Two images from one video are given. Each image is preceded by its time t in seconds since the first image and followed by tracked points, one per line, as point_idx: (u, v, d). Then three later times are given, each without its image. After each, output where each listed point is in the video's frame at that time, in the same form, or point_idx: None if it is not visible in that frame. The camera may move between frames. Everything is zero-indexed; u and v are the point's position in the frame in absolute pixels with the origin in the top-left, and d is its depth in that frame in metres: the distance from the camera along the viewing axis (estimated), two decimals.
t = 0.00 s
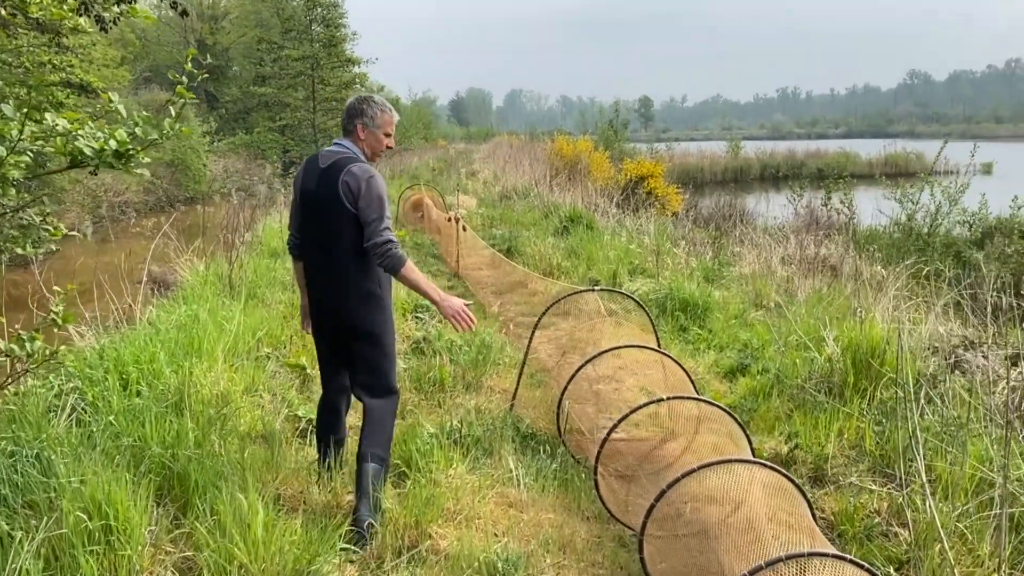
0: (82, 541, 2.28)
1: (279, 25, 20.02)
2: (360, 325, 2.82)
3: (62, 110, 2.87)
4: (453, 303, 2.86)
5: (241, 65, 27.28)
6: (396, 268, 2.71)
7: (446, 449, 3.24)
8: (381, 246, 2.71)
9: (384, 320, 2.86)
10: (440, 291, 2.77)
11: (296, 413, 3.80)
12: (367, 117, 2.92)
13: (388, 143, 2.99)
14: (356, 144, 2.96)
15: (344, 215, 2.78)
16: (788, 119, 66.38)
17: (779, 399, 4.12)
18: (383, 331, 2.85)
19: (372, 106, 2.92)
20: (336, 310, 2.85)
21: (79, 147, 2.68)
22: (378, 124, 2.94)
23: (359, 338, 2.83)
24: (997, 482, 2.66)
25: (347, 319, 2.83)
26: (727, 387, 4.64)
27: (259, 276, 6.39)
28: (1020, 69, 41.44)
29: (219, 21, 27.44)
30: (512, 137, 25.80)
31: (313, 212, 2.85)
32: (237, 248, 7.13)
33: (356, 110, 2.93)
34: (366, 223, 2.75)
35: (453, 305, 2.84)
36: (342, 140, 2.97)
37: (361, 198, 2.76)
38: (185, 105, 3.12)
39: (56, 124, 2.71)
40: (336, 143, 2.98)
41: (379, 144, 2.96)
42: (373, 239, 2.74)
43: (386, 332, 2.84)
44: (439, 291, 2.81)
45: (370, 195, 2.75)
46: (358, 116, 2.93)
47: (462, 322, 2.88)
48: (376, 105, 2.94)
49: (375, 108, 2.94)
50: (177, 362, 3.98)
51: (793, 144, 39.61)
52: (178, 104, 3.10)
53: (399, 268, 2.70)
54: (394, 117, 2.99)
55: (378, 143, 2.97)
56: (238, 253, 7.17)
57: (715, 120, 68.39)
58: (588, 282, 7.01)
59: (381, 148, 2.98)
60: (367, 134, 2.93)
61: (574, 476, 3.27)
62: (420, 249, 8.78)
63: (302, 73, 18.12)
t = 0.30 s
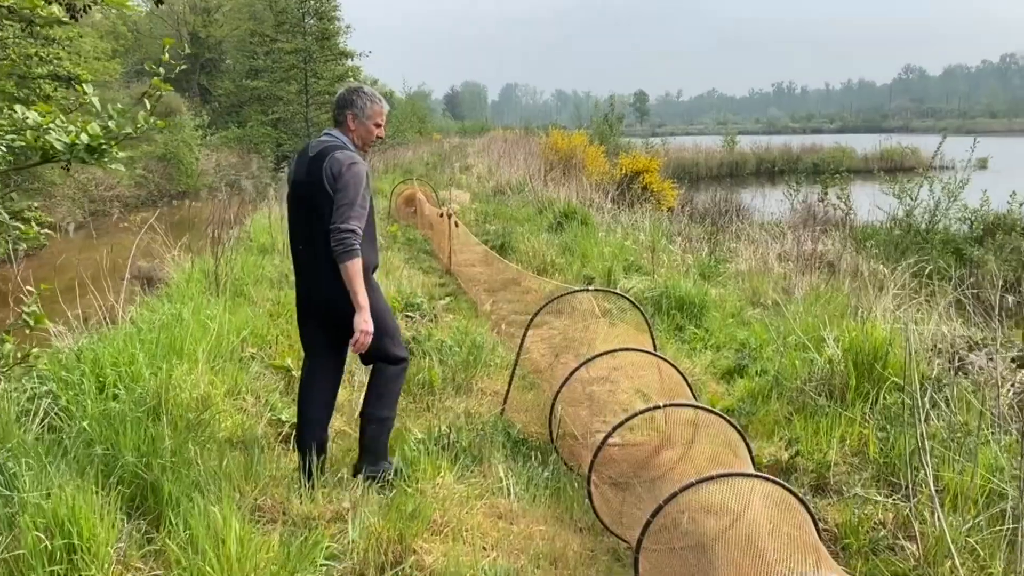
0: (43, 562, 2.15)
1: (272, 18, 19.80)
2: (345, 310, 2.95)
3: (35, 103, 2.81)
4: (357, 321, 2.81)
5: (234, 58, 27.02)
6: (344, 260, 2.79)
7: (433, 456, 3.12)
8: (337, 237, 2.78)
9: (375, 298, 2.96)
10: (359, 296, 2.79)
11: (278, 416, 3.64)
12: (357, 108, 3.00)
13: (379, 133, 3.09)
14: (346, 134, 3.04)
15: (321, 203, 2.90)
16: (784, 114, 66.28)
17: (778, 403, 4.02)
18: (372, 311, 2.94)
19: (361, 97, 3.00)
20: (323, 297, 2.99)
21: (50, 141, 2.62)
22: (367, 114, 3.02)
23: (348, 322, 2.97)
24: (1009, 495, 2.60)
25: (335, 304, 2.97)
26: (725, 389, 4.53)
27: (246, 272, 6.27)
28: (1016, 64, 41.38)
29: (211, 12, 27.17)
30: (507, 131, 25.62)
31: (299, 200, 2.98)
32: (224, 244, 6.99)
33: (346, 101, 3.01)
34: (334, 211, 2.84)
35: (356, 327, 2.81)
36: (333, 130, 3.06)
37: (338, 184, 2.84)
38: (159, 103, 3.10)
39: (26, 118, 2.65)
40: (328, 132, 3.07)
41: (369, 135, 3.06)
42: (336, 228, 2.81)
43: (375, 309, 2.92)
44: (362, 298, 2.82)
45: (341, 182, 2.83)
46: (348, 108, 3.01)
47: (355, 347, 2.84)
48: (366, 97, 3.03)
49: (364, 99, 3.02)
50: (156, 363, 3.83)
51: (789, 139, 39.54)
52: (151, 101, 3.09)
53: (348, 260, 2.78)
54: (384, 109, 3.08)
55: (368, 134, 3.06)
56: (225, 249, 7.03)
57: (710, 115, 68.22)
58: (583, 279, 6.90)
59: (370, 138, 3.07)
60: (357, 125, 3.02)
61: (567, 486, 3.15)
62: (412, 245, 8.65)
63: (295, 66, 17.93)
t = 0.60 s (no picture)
0: None
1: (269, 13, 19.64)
2: (359, 316, 2.89)
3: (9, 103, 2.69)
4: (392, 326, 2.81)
5: (231, 52, 26.84)
6: (369, 268, 2.73)
7: (423, 468, 3.00)
8: (359, 244, 2.73)
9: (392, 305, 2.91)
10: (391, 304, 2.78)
11: (265, 424, 3.52)
12: (380, 116, 2.90)
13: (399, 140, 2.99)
14: (366, 140, 2.95)
15: (337, 208, 2.82)
16: (784, 109, 66.11)
17: (780, 413, 3.91)
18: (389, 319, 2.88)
19: (384, 105, 2.90)
20: (338, 303, 2.92)
21: (23, 142, 2.51)
22: (390, 121, 2.93)
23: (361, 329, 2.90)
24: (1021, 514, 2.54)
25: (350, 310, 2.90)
26: (726, 396, 4.42)
27: (237, 272, 6.15)
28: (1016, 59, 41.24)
29: (208, 6, 26.99)
30: (506, 126, 25.49)
31: (315, 202, 2.91)
32: (216, 242, 6.87)
33: (368, 107, 2.90)
34: (353, 217, 2.78)
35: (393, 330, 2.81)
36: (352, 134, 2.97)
37: (356, 190, 2.77)
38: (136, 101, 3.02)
39: None
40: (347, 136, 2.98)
41: (390, 142, 2.96)
42: (357, 234, 2.75)
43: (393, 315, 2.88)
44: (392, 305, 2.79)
45: (360, 188, 2.77)
46: (371, 115, 2.90)
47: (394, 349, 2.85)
48: (388, 103, 2.92)
49: (386, 105, 2.92)
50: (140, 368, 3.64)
51: (789, 134, 39.41)
52: (128, 100, 3.02)
53: (372, 268, 2.72)
54: (405, 115, 2.98)
55: (388, 140, 2.96)
56: (217, 248, 6.92)
57: (710, 110, 68.02)
58: (580, 279, 6.78)
59: (390, 145, 2.97)
60: (380, 132, 2.93)
61: (561, 502, 3.04)
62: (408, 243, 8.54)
63: (292, 62, 17.79)
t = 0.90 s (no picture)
0: None
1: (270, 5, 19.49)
2: (384, 308, 2.94)
3: None
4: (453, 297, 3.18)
5: (233, 47, 26.70)
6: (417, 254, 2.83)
7: (419, 473, 2.91)
8: (404, 233, 2.82)
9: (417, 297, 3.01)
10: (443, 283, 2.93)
11: (258, 425, 3.43)
12: (399, 100, 2.94)
13: (420, 122, 3.05)
14: (388, 126, 3.00)
15: (369, 198, 2.89)
16: (787, 104, 65.79)
17: (786, 414, 3.83)
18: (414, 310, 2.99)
19: (403, 89, 2.95)
20: (364, 293, 2.99)
21: (6, 136, 2.42)
22: (407, 104, 2.97)
23: (383, 322, 2.95)
24: None
25: (376, 301, 2.95)
26: (731, 396, 4.34)
27: (235, 268, 6.07)
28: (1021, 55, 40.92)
29: None
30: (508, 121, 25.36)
31: (342, 194, 2.97)
32: (214, 238, 6.78)
33: (384, 93, 2.94)
34: (389, 207, 2.84)
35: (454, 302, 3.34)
36: (372, 122, 3.01)
37: (383, 181, 2.85)
38: (124, 94, 2.93)
39: None
40: (367, 123, 3.03)
41: (411, 126, 3.02)
42: (396, 222, 2.84)
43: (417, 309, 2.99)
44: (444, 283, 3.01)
45: (394, 178, 2.84)
46: (391, 101, 2.94)
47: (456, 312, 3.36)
48: (405, 86, 2.96)
49: (403, 88, 2.96)
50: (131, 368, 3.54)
51: (793, 129, 39.23)
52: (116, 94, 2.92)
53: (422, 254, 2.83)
54: (423, 95, 3.03)
55: (409, 123, 3.01)
56: (215, 244, 6.84)
57: (713, 104, 67.77)
58: (582, 276, 6.68)
59: (412, 128, 3.02)
60: (399, 116, 2.97)
61: (562, 507, 2.96)
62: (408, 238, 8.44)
63: (293, 55, 17.69)
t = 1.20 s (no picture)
0: None
1: None
2: (389, 303, 2.91)
3: None
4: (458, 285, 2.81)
5: (238, 42, 26.61)
6: (412, 248, 2.71)
7: (427, 477, 2.82)
8: (395, 228, 2.73)
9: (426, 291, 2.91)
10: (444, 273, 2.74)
11: (261, 426, 3.33)
12: (405, 91, 2.91)
13: (433, 112, 2.98)
14: (398, 119, 2.96)
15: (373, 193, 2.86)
16: (793, 98, 65.39)
17: (804, 414, 3.72)
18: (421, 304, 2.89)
19: (410, 81, 2.91)
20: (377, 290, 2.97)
21: None
22: (410, 93, 2.92)
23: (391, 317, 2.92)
24: None
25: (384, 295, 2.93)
26: (746, 396, 4.23)
27: (239, 264, 5.98)
28: None
29: None
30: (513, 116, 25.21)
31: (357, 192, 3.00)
32: (218, 233, 6.69)
33: (393, 86, 2.96)
34: (384, 201, 2.77)
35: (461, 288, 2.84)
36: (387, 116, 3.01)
37: (376, 176, 2.79)
38: (122, 85, 2.83)
39: None
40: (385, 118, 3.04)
41: (422, 117, 2.96)
42: (389, 216, 2.75)
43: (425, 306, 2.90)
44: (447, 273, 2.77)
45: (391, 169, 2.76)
46: (400, 93, 2.92)
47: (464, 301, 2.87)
48: (406, 76, 2.90)
49: (406, 79, 2.92)
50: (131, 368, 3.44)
51: (800, 124, 38.98)
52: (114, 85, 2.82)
53: (416, 247, 2.70)
54: (434, 86, 2.97)
55: (418, 113, 2.94)
56: (219, 239, 6.75)
57: (719, 99, 67.45)
58: (591, 272, 6.57)
59: (420, 117, 2.95)
60: (404, 106, 2.93)
61: (575, 513, 2.86)
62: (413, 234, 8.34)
63: (297, 50, 17.59)
